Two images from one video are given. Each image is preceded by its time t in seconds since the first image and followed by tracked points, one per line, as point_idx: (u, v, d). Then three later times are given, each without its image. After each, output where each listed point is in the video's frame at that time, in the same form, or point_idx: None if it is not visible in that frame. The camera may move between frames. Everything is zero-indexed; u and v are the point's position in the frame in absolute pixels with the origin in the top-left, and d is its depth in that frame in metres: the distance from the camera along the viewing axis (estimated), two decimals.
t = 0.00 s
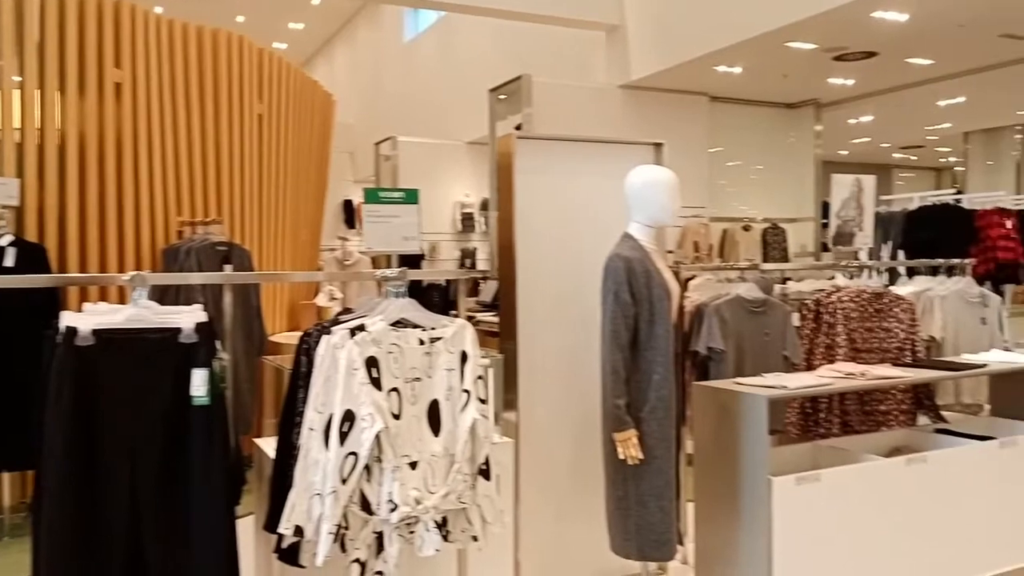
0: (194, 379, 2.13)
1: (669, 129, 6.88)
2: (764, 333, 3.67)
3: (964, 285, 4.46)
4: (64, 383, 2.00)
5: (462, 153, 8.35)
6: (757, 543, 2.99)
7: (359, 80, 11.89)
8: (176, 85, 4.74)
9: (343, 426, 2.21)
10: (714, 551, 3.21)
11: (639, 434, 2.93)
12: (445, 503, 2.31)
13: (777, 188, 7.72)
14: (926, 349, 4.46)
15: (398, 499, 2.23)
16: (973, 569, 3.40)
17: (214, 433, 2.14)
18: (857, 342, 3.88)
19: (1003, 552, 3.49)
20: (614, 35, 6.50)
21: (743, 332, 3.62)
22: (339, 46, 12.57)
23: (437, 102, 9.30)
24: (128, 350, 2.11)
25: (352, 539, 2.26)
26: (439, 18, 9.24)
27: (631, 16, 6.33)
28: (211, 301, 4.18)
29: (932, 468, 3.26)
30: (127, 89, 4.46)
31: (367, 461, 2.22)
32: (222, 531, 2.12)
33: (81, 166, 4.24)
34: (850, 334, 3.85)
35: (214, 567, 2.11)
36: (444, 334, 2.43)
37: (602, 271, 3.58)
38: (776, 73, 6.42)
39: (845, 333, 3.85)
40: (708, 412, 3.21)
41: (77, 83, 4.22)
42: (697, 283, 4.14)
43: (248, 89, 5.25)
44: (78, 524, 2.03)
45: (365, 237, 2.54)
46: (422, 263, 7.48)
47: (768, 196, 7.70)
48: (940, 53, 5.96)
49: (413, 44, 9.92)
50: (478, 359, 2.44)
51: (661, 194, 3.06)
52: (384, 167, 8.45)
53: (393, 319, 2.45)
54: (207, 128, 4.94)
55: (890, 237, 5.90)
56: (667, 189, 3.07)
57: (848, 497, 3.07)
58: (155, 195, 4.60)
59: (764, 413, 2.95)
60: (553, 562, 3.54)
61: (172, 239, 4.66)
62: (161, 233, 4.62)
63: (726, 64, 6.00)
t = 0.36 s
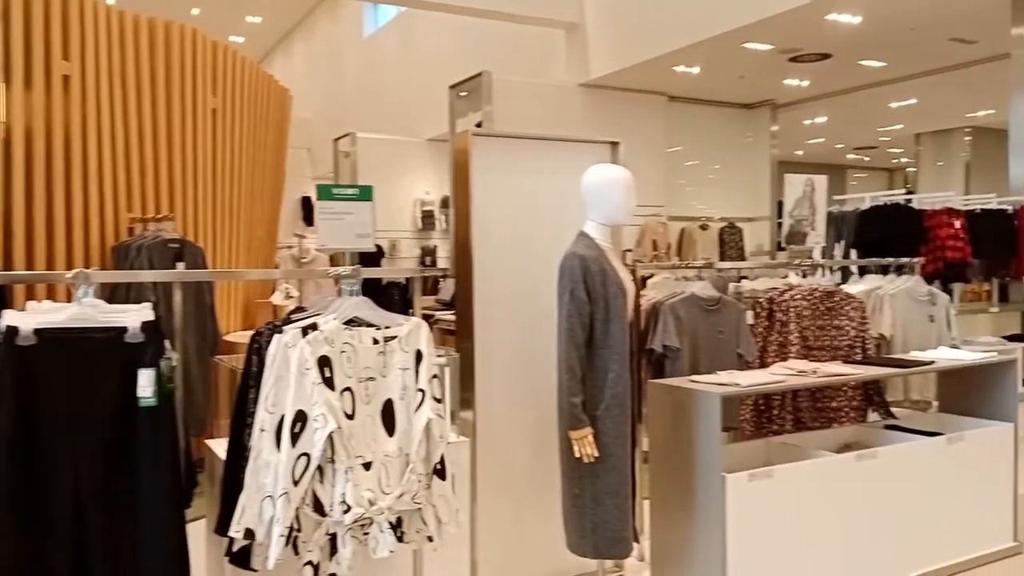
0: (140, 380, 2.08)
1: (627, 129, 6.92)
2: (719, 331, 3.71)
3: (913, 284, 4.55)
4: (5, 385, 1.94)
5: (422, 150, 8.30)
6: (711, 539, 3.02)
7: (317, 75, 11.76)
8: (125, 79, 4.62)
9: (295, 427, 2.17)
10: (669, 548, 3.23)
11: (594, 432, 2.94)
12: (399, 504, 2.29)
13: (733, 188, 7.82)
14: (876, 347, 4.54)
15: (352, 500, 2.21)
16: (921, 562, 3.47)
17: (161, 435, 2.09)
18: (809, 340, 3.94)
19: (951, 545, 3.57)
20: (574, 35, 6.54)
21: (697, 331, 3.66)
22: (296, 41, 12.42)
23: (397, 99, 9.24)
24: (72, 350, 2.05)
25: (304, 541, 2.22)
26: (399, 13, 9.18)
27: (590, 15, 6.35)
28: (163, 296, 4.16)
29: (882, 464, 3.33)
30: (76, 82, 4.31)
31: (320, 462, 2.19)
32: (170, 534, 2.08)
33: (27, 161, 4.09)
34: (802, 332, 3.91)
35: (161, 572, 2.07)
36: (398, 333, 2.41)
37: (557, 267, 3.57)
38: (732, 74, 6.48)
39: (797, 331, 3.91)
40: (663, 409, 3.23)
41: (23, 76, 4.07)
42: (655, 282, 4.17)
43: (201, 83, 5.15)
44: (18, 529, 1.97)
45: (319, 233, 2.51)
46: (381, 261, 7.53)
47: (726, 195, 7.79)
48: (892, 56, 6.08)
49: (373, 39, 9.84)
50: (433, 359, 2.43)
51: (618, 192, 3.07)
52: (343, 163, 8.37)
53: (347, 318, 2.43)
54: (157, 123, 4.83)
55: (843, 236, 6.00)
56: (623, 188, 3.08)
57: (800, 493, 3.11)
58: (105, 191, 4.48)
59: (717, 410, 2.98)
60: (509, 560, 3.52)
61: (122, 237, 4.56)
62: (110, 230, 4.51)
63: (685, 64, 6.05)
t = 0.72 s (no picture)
0: (105, 386, 2.05)
1: (599, 133, 6.96)
2: (689, 334, 3.73)
3: (879, 287, 4.61)
4: None
5: (394, 154, 8.28)
6: (682, 541, 3.04)
7: (288, 78, 11.69)
8: (90, 82, 4.55)
9: (263, 433, 2.15)
10: (641, 550, 3.24)
11: (565, 436, 2.94)
12: (369, 509, 2.28)
13: (703, 193, 7.90)
14: (844, 349, 4.59)
15: (321, 506, 2.19)
16: (890, 561, 3.51)
17: (127, 442, 2.07)
18: (778, 342, 3.98)
19: (918, 543, 3.62)
20: (546, 39, 6.56)
21: (667, 334, 3.68)
22: (266, 44, 12.34)
23: (368, 103, 9.22)
24: (34, 357, 2.02)
25: (274, 549, 2.19)
26: (370, 17, 9.15)
27: (561, 20, 6.38)
28: (129, 300, 4.11)
29: (850, 464, 3.37)
30: (39, 85, 4.22)
31: (289, 468, 2.17)
32: (135, 541, 2.05)
33: None
34: (771, 335, 3.95)
35: None
36: (368, 338, 2.40)
37: (529, 270, 3.56)
38: (703, 79, 6.52)
39: (766, 334, 3.94)
40: (634, 412, 3.24)
41: None
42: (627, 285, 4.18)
43: (166, 86, 5.09)
44: None
45: (287, 238, 2.48)
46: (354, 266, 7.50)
47: (695, 199, 7.86)
48: (858, 62, 6.18)
49: (343, 43, 9.81)
50: (403, 363, 2.41)
51: (587, 196, 3.08)
52: (314, 167, 8.31)
53: (315, 323, 2.42)
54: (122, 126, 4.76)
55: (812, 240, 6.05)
56: (592, 192, 3.09)
57: (770, 494, 3.14)
58: (70, 195, 4.41)
59: (687, 413, 3.00)
60: (480, 565, 3.50)
61: (88, 242, 4.51)
62: (76, 235, 4.45)
63: (656, 69, 6.09)
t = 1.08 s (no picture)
0: (89, 392, 2.03)
1: (588, 138, 6.97)
2: (678, 340, 3.73)
3: (867, 293, 4.63)
4: None
5: (384, 158, 8.28)
6: (671, 549, 3.03)
7: (277, 82, 11.67)
8: (76, 85, 4.52)
9: (249, 439, 2.13)
10: (630, 556, 3.23)
11: (553, 441, 2.94)
12: (357, 516, 2.27)
13: (692, 198, 7.92)
14: (833, 354, 4.60)
15: (308, 513, 2.17)
16: (878, 566, 3.51)
17: (111, 448, 2.05)
18: (766, 348, 3.99)
19: (906, 549, 3.62)
20: (536, 44, 6.58)
21: (656, 339, 3.68)
22: (256, 47, 12.32)
23: (358, 107, 9.21)
24: (17, 362, 2.00)
25: (260, 556, 2.17)
26: (360, 20, 9.15)
27: (551, 25, 6.40)
28: (115, 306, 4.08)
29: (838, 470, 3.37)
30: (26, 89, 4.18)
31: (275, 474, 2.15)
32: (120, 547, 2.04)
33: None
34: (760, 340, 3.96)
35: None
36: (355, 343, 2.39)
37: (517, 276, 3.56)
38: (692, 84, 6.55)
39: (755, 340, 3.95)
40: (623, 418, 3.24)
41: None
42: (616, 290, 4.18)
43: (153, 90, 5.06)
44: None
45: (275, 242, 2.47)
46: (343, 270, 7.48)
47: (685, 204, 7.89)
48: (845, 68, 6.21)
49: (333, 47, 9.80)
50: (390, 368, 2.41)
51: (575, 201, 3.09)
52: (303, 171, 8.29)
53: (301, 328, 2.41)
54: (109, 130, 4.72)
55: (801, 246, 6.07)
56: (581, 197, 3.10)
57: (758, 500, 3.14)
58: (57, 199, 4.37)
59: (676, 419, 3.01)
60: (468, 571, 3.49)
61: (75, 246, 4.48)
62: (63, 240, 4.43)
63: (645, 74, 6.11)
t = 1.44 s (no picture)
0: (82, 400, 2.03)
1: (584, 146, 6.99)
2: (673, 348, 3.73)
3: (862, 301, 4.64)
4: None
5: (381, 165, 8.28)
6: (666, 558, 3.03)
7: (274, 88, 11.68)
8: (72, 92, 4.52)
9: (244, 447, 2.13)
10: (625, 565, 3.22)
11: (549, 450, 2.93)
12: (351, 525, 2.26)
13: (688, 207, 7.94)
14: (828, 363, 4.61)
15: (302, 521, 2.17)
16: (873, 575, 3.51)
17: (104, 456, 2.04)
18: (762, 356, 3.99)
19: (900, 558, 3.62)
20: (532, 52, 6.60)
21: (652, 347, 3.68)
22: (253, 54, 12.33)
23: (354, 114, 9.21)
24: (10, 369, 1.99)
25: (254, 565, 2.16)
26: (357, 28, 9.17)
27: (548, 34, 6.42)
28: (112, 314, 4.05)
29: (833, 479, 3.37)
30: (21, 95, 4.19)
31: (269, 483, 2.15)
32: (111, 555, 2.03)
33: None
34: (755, 349, 3.96)
35: None
36: (350, 351, 2.38)
37: (513, 284, 3.56)
38: (688, 93, 6.57)
39: (750, 348, 3.95)
40: (618, 426, 3.24)
41: None
42: (614, 297, 4.19)
43: (148, 97, 5.07)
44: None
45: (269, 250, 2.48)
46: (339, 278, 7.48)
47: (680, 213, 7.91)
48: (841, 78, 6.24)
49: (330, 54, 9.81)
50: (385, 377, 2.40)
51: (569, 209, 3.09)
52: (299, 178, 8.28)
53: (296, 336, 2.41)
54: (104, 137, 4.72)
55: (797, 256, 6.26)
56: (576, 206, 3.10)
57: (754, 509, 3.14)
58: (52, 205, 4.37)
59: (672, 428, 3.01)
60: None
61: (70, 252, 4.47)
62: (57, 246, 4.42)
63: (641, 83, 6.12)
